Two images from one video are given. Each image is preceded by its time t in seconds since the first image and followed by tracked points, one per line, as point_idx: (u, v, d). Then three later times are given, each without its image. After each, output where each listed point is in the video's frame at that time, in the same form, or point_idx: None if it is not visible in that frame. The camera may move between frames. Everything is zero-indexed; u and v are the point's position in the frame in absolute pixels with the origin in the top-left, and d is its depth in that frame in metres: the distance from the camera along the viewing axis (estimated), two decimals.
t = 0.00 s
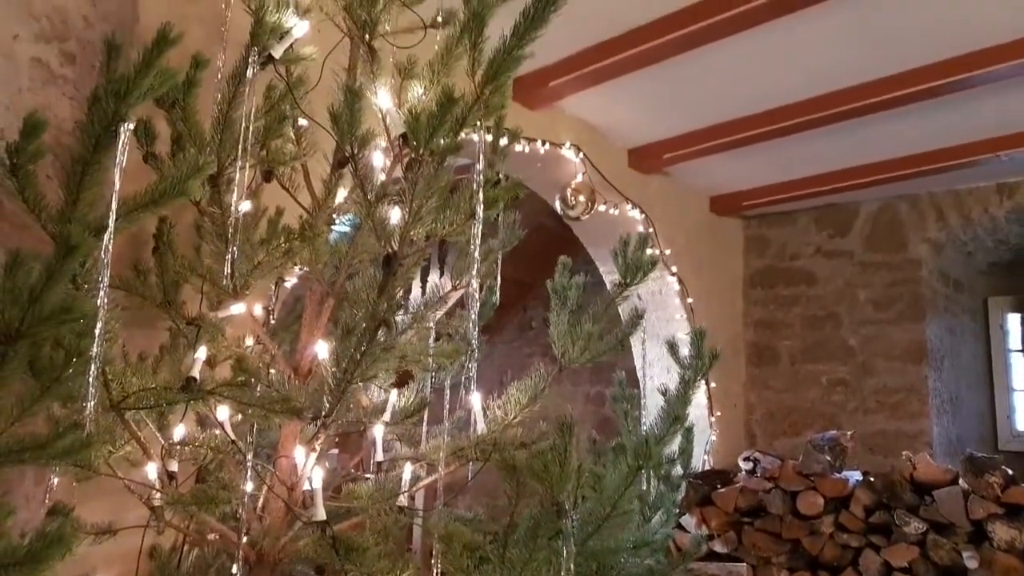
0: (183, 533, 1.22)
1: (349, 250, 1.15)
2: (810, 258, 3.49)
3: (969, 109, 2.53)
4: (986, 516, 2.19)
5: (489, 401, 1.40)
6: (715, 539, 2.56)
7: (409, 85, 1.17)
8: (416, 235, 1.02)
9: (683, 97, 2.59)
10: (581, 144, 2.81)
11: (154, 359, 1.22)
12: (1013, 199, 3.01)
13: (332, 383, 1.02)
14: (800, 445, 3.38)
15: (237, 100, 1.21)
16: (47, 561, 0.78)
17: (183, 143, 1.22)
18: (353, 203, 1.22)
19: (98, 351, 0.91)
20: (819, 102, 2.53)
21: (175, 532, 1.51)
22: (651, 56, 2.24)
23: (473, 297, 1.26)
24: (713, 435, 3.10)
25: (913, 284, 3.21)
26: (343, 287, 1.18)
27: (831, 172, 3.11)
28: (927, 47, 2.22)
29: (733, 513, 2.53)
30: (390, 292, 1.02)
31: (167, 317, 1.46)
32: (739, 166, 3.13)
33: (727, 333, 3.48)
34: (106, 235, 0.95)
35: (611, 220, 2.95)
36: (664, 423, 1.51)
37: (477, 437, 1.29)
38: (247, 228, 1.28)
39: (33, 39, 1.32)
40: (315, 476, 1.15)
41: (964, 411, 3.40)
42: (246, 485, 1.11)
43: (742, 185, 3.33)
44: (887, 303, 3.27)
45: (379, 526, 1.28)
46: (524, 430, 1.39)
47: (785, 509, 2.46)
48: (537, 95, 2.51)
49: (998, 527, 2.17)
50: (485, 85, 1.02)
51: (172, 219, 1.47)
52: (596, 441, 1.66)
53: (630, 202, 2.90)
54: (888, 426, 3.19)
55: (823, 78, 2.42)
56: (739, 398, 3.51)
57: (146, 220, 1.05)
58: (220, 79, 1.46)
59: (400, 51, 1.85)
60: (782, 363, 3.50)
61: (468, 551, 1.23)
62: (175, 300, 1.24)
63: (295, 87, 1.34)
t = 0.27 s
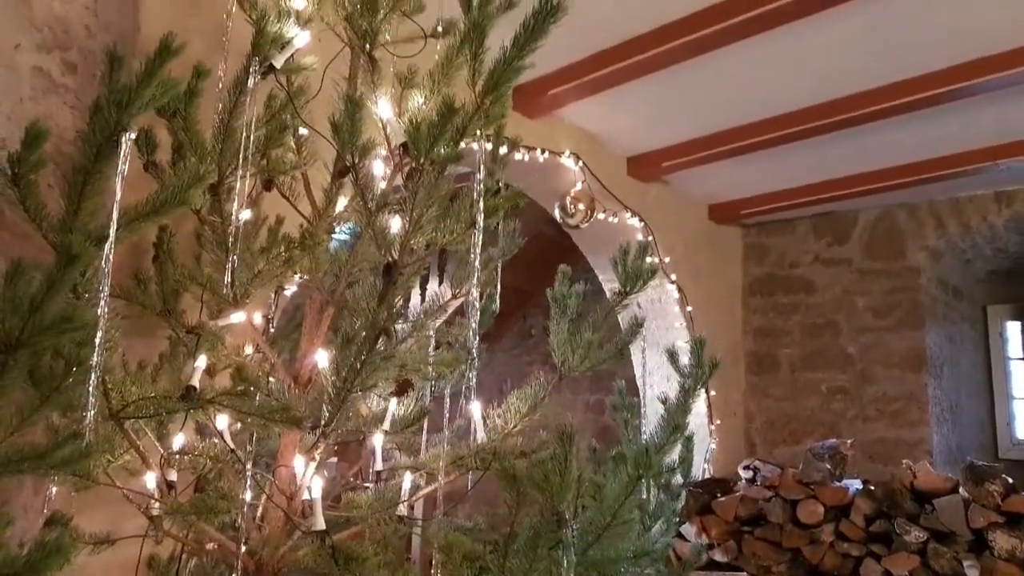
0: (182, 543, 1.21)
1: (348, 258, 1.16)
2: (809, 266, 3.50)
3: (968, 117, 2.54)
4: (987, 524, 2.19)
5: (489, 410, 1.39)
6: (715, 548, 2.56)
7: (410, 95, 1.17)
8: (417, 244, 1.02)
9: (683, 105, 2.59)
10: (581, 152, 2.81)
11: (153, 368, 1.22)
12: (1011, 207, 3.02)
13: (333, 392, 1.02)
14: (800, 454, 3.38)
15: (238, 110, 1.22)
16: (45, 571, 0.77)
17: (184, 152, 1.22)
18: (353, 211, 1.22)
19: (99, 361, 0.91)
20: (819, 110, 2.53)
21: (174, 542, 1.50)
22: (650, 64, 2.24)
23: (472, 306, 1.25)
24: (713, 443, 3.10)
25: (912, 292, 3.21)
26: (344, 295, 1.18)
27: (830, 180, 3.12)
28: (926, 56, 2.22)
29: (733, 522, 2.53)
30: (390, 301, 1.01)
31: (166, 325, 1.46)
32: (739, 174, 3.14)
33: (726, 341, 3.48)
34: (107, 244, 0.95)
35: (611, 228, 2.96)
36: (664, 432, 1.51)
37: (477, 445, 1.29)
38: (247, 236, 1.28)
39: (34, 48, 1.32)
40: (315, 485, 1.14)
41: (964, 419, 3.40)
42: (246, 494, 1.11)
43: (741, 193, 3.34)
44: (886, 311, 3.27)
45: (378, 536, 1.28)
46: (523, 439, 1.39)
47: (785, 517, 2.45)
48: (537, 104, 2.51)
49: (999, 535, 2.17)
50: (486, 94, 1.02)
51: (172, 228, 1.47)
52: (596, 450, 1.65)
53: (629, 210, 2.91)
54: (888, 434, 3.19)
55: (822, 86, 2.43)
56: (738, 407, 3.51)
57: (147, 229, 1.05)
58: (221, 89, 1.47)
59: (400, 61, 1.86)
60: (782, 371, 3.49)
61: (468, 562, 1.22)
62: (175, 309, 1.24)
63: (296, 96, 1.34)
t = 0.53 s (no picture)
0: (180, 553, 1.20)
1: (347, 268, 1.16)
2: (808, 275, 3.50)
3: (966, 127, 2.55)
4: (988, 535, 2.17)
5: (488, 419, 1.39)
6: (715, 558, 2.56)
7: (410, 105, 1.18)
8: (416, 253, 1.02)
9: (682, 115, 2.60)
10: (580, 162, 2.82)
11: (152, 378, 1.22)
12: (1009, 216, 3.02)
13: (331, 402, 1.01)
14: (799, 463, 3.37)
15: (238, 120, 1.22)
16: None
17: (184, 161, 1.22)
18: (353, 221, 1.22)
19: (97, 371, 0.91)
20: (817, 120, 2.54)
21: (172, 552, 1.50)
22: (649, 75, 2.25)
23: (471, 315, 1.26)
24: (713, 452, 3.09)
25: (910, 301, 3.21)
26: (343, 304, 1.18)
27: (829, 189, 3.13)
28: (924, 66, 2.23)
29: (733, 532, 2.54)
30: (390, 311, 1.01)
31: (165, 335, 1.45)
32: (738, 183, 3.14)
33: (725, 350, 3.48)
34: (106, 254, 0.94)
35: (609, 237, 2.96)
36: (663, 442, 1.51)
37: (476, 455, 1.28)
38: (246, 246, 1.28)
39: (34, 59, 1.32)
40: (314, 495, 1.12)
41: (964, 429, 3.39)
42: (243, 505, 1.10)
43: (740, 203, 3.34)
44: (885, 320, 3.27)
45: (378, 548, 1.27)
46: (522, 449, 1.39)
47: (785, 528, 2.45)
48: (536, 114, 2.52)
49: (999, 545, 2.15)
50: (485, 104, 1.02)
51: (172, 238, 1.47)
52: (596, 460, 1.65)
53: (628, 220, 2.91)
54: (887, 443, 3.18)
55: (819, 96, 2.44)
56: (737, 416, 3.50)
57: (146, 239, 1.04)
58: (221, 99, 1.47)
59: (399, 71, 1.86)
60: (781, 380, 3.49)
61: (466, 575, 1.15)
62: (174, 319, 1.24)
63: (295, 106, 1.34)
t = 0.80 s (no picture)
0: (177, 564, 1.20)
1: (346, 277, 1.16)
2: (807, 284, 3.50)
3: (965, 136, 2.55)
4: (988, 544, 2.17)
5: (487, 429, 1.38)
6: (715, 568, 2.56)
7: (409, 115, 1.18)
8: (415, 263, 1.03)
9: (682, 124, 2.61)
10: (579, 171, 2.83)
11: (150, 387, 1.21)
12: (1008, 225, 3.03)
13: (330, 412, 1.01)
14: (799, 472, 3.37)
15: (237, 129, 1.22)
16: None
17: (183, 170, 1.22)
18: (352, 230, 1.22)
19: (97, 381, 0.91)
20: (816, 129, 2.54)
21: (169, 563, 1.49)
22: (647, 84, 2.26)
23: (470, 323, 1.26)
24: (712, 462, 3.08)
25: (910, 310, 3.21)
26: (342, 313, 1.18)
27: (828, 198, 3.13)
28: (923, 75, 2.24)
29: (733, 541, 2.54)
30: (389, 320, 1.01)
31: (163, 344, 1.45)
32: (737, 192, 3.15)
33: (724, 359, 3.48)
34: (105, 264, 0.94)
35: (608, 246, 2.96)
36: (663, 452, 1.50)
37: (475, 465, 1.27)
38: (245, 255, 1.28)
39: (34, 68, 1.33)
40: (313, 506, 1.12)
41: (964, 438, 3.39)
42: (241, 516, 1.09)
43: (739, 211, 3.35)
44: (884, 329, 3.27)
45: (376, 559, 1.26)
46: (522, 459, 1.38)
47: (785, 537, 2.45)
48: (536, 123, 2.53)
49: (1000, 555, 2.15)
50: (484, 114, 1.03)
51: (171, 247, 1.47)
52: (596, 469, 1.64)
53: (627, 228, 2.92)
54: (887, 453, 3.18)
55: (818, 106, 2.45)
56: (737, 425, 3.50)
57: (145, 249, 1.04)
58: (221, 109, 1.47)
59: (399, 81, 1.87)
60: (780, 389, 3.49)
61: None
62: (173, 328, 1.24)
63: (295, 116, 1.35)
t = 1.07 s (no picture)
0: (175, 572, 1.19)
1: (346, 284, 1.16)
2: (807, 291, 3.50)
3: (964, 143, 2.56)
4: (989, 551, 2.17)
5: (487, 436, 1.38)
6: None
7: (409, 122, 1.18)
8: (415, 270, 1.03)
9: (681, 131, 2.61)
10: (579, 178, 2.83)
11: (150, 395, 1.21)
12: (1008, 233, 3.03)
13: (330, 420, 1.01)
14: (799, 480, 3.36)
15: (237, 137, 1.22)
16: None
17: (183, 178, 1.22)
18: (352, 237, 1.22)
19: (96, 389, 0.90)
20: (816, 136, 2.55)
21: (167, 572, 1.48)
22: (647, 91, 2.26)
23: (470, 331, 1.26)
24: (712, 469, 3.08)
25: (909, 318, 3.21)
26: (342, 321, 1.18)
27: (828, 205, 3.13)
28: (922, 83, 2.24)
29: (733, 549, 2.53)
30: (388, 328, 1.01)
31: (162, 351, 1.45)
32: (737, 200, 3.15)
33: (724, 366, 3.47)
34: (104, 272, 0.94)
35: (607, 253, 2.96)
36: (663, 459, 1.50)
37: (473, 474, 1.25)
38: (245, 262, 1.28)
39: (34, 76, 1.33)
40: (312, 514, 1.12)
41: (964, 445, 3.39)
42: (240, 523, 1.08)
43: (739, 219, 3.35)
44: (884, 336, 3.27)
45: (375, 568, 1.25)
46: (522, 467, 1.38)
47: (785, 545, 2.44)
48: (536, 130, 2.53)
49: (1002, 563, 2.15)
50: (484, 122, 1.03)
51: (170, 254, 1.47)
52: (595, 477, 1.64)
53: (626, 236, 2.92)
54: (887, 460, 3.17)
55: (818, 113, 2.45)
56: (736, 432, 3.49)
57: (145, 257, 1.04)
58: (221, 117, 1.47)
59: (399, 88, 1.87)
60: (780, 396, 3.48)
61: None
62: (172, 335, 1.23)
63: (294, 124, 1.35)
